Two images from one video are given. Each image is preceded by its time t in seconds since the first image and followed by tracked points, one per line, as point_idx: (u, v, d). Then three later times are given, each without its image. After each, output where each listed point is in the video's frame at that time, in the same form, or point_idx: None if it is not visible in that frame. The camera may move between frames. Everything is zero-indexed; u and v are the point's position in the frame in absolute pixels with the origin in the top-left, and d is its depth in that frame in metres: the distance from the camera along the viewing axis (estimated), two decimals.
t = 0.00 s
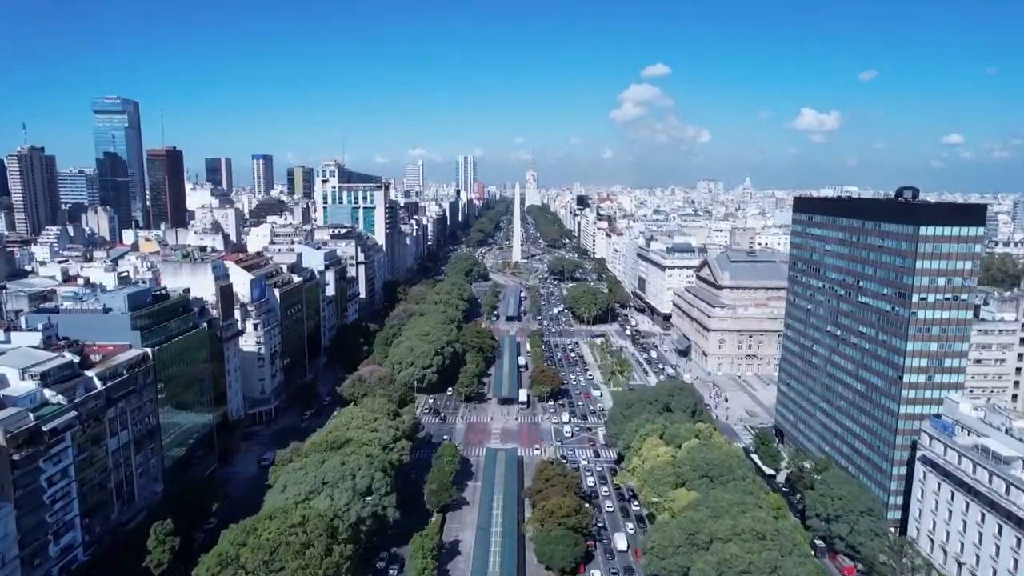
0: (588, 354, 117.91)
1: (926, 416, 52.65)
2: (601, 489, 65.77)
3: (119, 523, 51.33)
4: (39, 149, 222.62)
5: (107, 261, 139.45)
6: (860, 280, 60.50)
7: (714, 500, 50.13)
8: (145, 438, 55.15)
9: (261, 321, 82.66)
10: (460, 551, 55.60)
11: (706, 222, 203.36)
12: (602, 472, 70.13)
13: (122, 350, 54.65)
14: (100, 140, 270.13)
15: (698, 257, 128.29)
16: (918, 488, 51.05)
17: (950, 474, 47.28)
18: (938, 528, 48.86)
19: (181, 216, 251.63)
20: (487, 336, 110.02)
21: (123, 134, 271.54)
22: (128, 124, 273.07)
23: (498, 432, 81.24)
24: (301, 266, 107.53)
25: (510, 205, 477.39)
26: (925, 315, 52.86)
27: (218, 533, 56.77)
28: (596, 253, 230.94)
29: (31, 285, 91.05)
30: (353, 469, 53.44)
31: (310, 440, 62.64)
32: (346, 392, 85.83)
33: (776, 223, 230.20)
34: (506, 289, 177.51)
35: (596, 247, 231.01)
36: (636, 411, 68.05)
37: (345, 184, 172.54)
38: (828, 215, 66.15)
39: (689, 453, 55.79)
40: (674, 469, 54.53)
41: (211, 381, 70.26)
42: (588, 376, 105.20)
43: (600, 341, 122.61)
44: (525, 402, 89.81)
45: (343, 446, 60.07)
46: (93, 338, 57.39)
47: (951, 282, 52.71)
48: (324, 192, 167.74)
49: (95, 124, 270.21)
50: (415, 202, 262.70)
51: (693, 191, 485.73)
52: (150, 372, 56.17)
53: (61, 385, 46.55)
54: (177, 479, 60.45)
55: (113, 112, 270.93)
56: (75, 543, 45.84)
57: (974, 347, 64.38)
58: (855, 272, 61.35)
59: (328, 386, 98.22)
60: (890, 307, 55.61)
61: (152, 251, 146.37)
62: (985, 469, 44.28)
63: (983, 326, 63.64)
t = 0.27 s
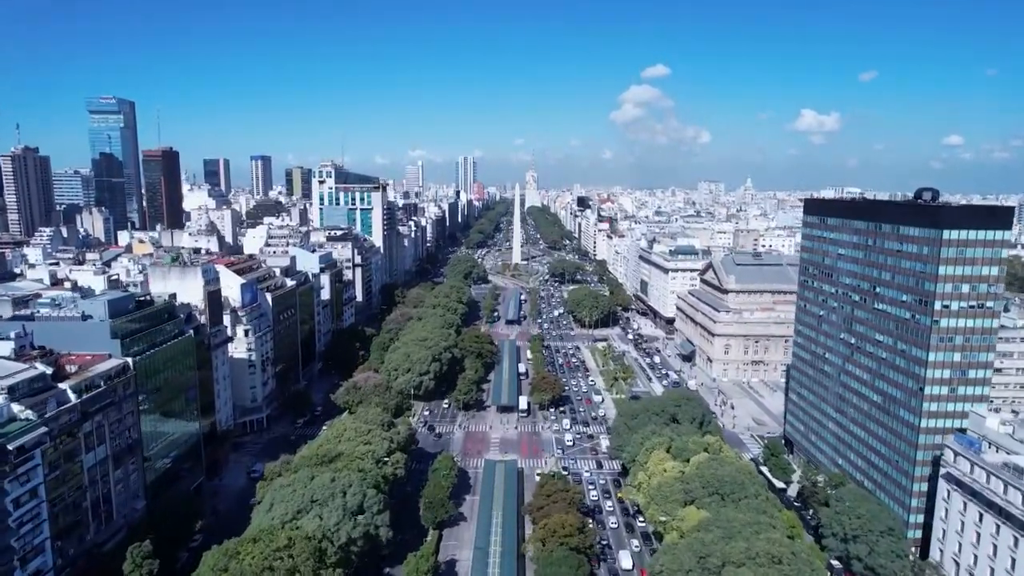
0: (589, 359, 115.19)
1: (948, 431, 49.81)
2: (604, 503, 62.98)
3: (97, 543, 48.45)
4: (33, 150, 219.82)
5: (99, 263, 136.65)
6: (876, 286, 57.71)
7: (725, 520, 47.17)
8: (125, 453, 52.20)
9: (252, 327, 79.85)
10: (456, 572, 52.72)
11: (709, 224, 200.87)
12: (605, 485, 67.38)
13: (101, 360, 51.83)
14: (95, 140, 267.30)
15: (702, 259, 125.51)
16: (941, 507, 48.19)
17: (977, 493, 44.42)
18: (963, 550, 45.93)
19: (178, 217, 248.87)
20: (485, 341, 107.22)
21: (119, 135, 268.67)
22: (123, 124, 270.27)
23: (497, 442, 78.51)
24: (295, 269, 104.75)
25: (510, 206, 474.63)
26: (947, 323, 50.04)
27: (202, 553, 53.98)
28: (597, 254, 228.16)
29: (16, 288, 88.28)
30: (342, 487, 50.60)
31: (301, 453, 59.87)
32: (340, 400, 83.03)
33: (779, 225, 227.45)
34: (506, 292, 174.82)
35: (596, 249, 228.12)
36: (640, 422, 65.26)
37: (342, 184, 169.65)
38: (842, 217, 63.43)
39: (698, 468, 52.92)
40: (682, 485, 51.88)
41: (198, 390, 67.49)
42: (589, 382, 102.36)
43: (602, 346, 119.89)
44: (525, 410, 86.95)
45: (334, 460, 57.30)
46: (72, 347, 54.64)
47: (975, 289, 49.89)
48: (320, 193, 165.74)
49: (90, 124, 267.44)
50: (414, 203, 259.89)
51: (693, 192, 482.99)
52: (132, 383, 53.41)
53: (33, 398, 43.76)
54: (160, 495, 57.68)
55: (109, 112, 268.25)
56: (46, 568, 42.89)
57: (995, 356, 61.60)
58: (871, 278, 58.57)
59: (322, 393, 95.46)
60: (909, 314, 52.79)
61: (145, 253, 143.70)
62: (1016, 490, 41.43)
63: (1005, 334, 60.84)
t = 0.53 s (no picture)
0: (591, 364, 112.38)
1: (974, 447, 46.94)
2: (608, 520, 60.16)
3: (70, 567, 45.65)
4: (27, 150, 217.17)
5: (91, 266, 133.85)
6: (894, 292, 54.92)
7: (738, 541, 44.36)
8: (102, 470, 49.41)
9: (242, 333, 77.02)
10: None
11: (711, 225, 198.14)
12: (609, 499, 64.57)
13: (77, 371, 48.99)
14: (91, 140, 264.57)
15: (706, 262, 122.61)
16: (968, 529, 45.32)
17: (1008, 515, 41.58)
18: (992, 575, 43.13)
19: (174, 218, 246.15)
20: (484, 346, 104.33)
21: (114, 135, 265.99)
22: (119, 124, 267.54)
23: (496, 453, 75.66)
24: (289, 272, 101.97)
25: (510, 207, 472.00)
26: (973, 332, 47.24)
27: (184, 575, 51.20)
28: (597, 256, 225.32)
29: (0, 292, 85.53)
30: (332, 505, 47.82)
31: (290, 468, 57.11)
32: (333, 408, 80.20)
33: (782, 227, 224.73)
34: (506, 295, 172.03)
35: (597, 251, 225.33)
36: (646, 434, 62.51)
37: (340, 185, 166.84)
38: (857, 220, 60.68)
39: (708, 485, 50.18)
40: (692, 504, 49.01)
41: (185, 400, 64.70)
42: (591, 388, 99.47)
43: (604, 351, 117.07)
44: (525, 419, 84.10)
45: (324, 476, 54.55)
46: (51, 359, 51.95)
47: (1003, 296, 47.10)
48: (317, 194, 163.01)
49: (86, 124, 264.87)
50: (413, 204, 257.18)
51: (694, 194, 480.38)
52: (111, 396, 50.61)
53: None
54: (141, 512, 54.92)
55: (104, 112, 265.73)
56: None
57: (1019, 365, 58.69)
58: (889, 284, 55.80)
59: (316, 401, 92.63)
60: (931, 323, 50.01)
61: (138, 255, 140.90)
62: None
63: None
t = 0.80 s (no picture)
0: (593, 370, 109.66)
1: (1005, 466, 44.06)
2: (613, 537, 57.33)
3: None
4: (21, 150, 214.40)
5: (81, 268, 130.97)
6: (915, 299, 52.07)
7: (753, 566, 41.45)
8: (77, 488, 46.59)
9: (232, 340, 74.16)
10: None
11: (713, 227, 194.99)
12: (613, 514, 61.77)
13: (50, 385, 46.08)
14: (86, 140, 261.54)
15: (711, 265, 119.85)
16: (1000, 553, 42.50)
17: None
18: None
19: (170, 219, 243.32)
20: (483, 351, 101.45)
21: (110, 135, 263.16)
22: (115, 124, 264.72)
23: (496, 464, 72.88)
24: (282, 276, 99.06)
25: (510, 208, 469.15)
26: (1003, 343, 44.36)
27: None
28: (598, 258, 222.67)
29: None
30: (320, 526, 45.06)
31: (278, 484, 54.33)
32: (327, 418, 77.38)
33: (785, 228, 222.29)
34: (505, 297, 169.29)
35: (598, 253, 222.74)
36: (652, 447, 59.62)
37: (336, 186, 163.99)
38: (874, 222, 57.79)
39: (720, 504, 47.30)
40: (702, 525, 46.26)
41: (170, 411, 61.91)
42: (593, 395, 96.53)
43: (606, 356, 114.26)
44: (526, 428, 81.31)
45: (314, 493, 51.78)
46: (22, 369, 48.93)
47: None
48: (313, 195, 160.18)
49: (81, 124, 262.10)
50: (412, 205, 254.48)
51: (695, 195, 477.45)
52: (86, 409, 47.73)
53: None
54: (121, 531, 52.07)
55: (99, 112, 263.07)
56: None
57: None
58: (909, 291, 52.90)
59: (310, 409, 89.83)
60: (957, 333, 47.13)
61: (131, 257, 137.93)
62: None
63: None
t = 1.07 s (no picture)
0: (595, 376, 106.83)
1: None
2: (618, 556, 54.44)
3: None
4: (14, 150, 211.63)
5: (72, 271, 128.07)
6: (938, 307, 49.17)
7: None
8: (47, 509, 43.68)
9: (221, 347, 71.17)
10: None
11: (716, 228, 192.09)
12: (618, 531, 58.88)
13: (18, 400, 43.16)
14: (82, 140, 258.90)
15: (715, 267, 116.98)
16: None
17: None
18: None
19: (166, 220, 240.57)
20: (482, 356, 98.47)
21: (106, 135, 260.25)
22: (110, 124, 261.83)
23: (495, 476, 70.00)
24: (275, 280, 96.18)
25: (510, 209, 466.44)
26: None
27: None
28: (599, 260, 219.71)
29: None
30: (307, 550, 42.16)
31: (265, 501, 51.44)
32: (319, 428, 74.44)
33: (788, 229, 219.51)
34: (505, 300, 166.44)
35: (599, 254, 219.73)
36: (658, 462, 56.72)
37: (334, 187, 161.10)
38: (892, 225, 54.81)
39: (734, 526, 44.31)
40: (715, 549, 43.36)
41: (153, 423, 58.99)
42: (596, 403, 93.61)
43: (608, 361, 111.34)
44: (526, 438, 78.40)
45: (302, 512, 48.88)
46: None
47: None
48: (310, 196, 157.31)
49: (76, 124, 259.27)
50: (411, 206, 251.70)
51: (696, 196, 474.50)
52: (57, 424, 44.81)
53: None
54: (97, 553, 49.14)
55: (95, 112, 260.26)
56: None
57: None
58: (932, 298, 50.01)
59: (302, 418, 86.82)
60: (986, 344, 44.25)
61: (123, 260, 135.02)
62: None
63: None
